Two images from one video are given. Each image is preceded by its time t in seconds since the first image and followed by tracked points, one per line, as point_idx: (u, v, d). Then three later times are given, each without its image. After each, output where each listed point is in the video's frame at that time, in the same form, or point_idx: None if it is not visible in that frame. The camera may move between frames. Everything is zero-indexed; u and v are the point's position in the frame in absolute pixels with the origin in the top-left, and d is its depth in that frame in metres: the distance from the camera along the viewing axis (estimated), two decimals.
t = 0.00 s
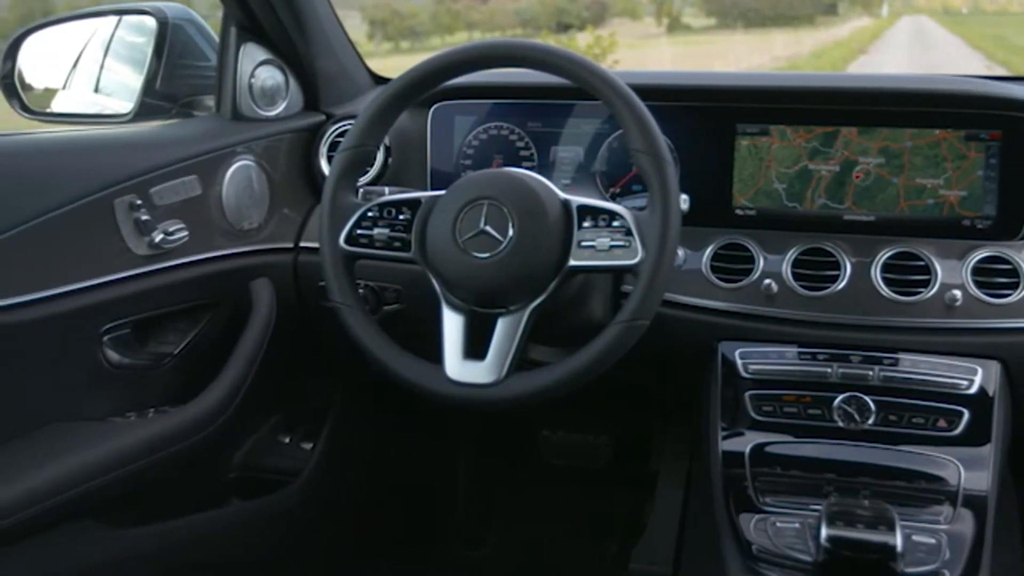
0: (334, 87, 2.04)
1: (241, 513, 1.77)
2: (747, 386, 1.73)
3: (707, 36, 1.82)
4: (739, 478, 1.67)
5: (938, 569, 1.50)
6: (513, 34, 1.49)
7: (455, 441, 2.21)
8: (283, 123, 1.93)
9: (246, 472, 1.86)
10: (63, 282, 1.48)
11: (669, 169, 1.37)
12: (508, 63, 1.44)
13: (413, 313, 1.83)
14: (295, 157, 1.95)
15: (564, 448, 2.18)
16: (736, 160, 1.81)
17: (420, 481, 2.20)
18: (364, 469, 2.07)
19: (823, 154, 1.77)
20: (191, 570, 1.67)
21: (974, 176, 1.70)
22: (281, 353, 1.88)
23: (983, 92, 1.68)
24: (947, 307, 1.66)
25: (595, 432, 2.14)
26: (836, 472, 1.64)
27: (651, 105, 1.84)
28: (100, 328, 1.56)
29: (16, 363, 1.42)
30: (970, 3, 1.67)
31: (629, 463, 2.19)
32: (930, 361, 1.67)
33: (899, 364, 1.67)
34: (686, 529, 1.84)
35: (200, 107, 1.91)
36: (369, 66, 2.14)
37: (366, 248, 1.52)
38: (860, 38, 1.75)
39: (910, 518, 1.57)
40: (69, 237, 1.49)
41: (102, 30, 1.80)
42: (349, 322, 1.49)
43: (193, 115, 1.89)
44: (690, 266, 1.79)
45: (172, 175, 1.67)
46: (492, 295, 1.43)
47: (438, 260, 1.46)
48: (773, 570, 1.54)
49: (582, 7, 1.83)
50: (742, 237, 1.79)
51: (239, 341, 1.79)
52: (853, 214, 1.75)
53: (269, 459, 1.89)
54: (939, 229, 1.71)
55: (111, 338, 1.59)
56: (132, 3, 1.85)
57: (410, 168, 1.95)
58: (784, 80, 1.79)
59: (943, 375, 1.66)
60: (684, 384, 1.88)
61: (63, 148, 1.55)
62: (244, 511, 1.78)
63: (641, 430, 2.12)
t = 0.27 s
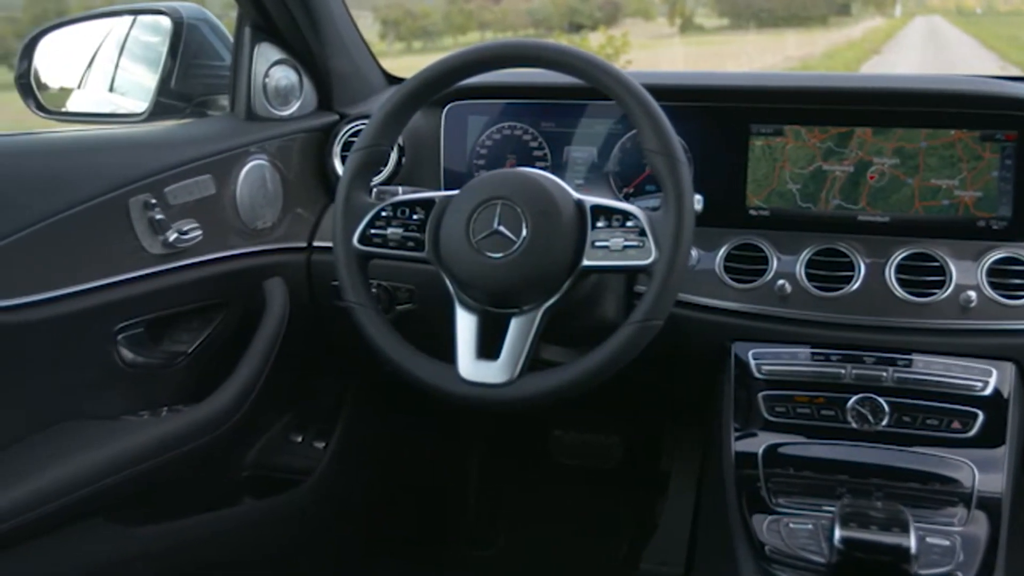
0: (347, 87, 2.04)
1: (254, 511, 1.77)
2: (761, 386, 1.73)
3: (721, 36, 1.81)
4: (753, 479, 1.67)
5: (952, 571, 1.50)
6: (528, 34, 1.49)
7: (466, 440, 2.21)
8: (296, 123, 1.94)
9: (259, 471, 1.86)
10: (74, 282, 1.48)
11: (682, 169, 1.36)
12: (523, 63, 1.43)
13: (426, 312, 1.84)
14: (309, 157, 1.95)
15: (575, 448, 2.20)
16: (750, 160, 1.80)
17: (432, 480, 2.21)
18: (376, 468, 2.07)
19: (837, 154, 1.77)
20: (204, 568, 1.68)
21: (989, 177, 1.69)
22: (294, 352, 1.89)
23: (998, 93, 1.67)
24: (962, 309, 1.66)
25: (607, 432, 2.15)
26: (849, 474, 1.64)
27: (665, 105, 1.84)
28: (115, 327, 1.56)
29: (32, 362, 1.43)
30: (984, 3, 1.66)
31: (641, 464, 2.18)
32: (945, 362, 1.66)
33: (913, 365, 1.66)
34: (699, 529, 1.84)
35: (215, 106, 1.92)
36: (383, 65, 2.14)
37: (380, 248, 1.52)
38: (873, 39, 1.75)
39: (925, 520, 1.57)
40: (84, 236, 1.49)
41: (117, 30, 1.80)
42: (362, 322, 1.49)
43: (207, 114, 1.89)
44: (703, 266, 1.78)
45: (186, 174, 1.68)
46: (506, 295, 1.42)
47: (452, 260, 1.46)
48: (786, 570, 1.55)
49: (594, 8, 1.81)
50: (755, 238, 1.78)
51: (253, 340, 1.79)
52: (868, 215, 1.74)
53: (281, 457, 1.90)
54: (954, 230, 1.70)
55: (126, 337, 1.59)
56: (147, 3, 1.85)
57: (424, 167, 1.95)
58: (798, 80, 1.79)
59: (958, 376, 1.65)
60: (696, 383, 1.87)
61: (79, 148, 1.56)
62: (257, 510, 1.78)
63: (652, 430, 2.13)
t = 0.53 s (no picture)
0: (348, 87, 2.04)
1: (254, 511, 1.78)
2: (761, 387, 1.73)
3: (722, 36, 1.82)
4: (753, 479, 1.67)
5: (953, 571, 1.50)
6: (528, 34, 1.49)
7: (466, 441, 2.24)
8: (297, 123, 1.94)
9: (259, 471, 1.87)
10: (76, 281, 1.48)
11: (683, 169, 1.36)
12: (524, 63, 1.43)
13: (427, 313, 1.84)
14: (310, 157, 1.95)
15: (576, 448, 2.19)
16: (751, 161, 1.80)
17: (434, 480, 2.21)
18: (377, 468, 2.07)
19: (838, 155, 1.77)
20: (204, 568, 1.68)
21: (990, 178, 1.69)
22: (295, 352, 1.89)
23: (998, 93, 1.67)
24: (962, 309, 1.66)
25: (607, 432, 2.14)
26: (849, 475, 1.64)
27: (666, 105, 1.84)
28: (115, 327, 1.56)
29: (32, 362, 1.43)
30: (984, 4, 1.69)
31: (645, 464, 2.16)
32: (945, 363, 1.66)
33: (914, 366, 1.66)
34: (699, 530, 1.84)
35: (216, 106, 1.92)
36: (384, 65, 2.15)
37: (381, 248, 1.52)
38: (874, 39, 1.74)
39: (925, 521, 1.57)
40: (85, 236, 1.50)
41: (117, 30, 1.80)
42: (363, 322, 1.49)
43: (208, 115, 1.90)
44: (704, 267, 1.78)
45: (187, 174, 1.68)
46: (506, 296, 1.42)
47: (453, 260, 1.46)
48: (786, 571, 1.55)
49: (596, 10, 1.85)
50: (756, 238, 1.78)
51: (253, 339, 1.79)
52: (868, 215, 1.74)
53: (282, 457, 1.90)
54: (954, 231, 1.70)
55: (126, 337, 1.59)
56: (148, 3, 1.85)
57: (425, 168, 1.95)
58: (798, 81, 1.79)
59: (958, 377, 1.65)
60: (695, 384, 1.88)
61: (79, 148, 1.56)
62: (257, 510, 1.78)
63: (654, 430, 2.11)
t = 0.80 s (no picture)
0: (348, 87, 2.04)
1: (254, 511, 1.78)
2: (761, 387, 1.73)
3: (722, 37, 1.82)
4: (753, 479, 1.67)
5: (953, 571, 1.50)
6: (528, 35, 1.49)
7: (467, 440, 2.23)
8: (296, 123, 1.94)
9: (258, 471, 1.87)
10: (77, 282, 1.49)
11: (683, 169, 1.36)
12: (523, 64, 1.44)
13: (428, 313, 1.84)
14: (310, 157, 1.96)
15: (576, 448, 2.19)
16: (751, 161, 1.80)
17: (434, 480, 2.21)
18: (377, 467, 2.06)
19: (838, 155, 1.77)
20: (204, 568, 1.68)
21: (990, 178, 1.69)
22: (295, 352, 1.89)
23: (999, 93, 1.67)
24: (962, 309, 1.66)
25: (607, 432, 2.14)
26: (849, 475, 1.64)
27: (666, 105, 1.84)
28: (115, 327, 1.56)
29: (32, 362, 1.43)
30: (984, 4, 1.69)
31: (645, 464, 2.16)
32: (945, 363, 1.66)
33: (914, 366, 1.66)
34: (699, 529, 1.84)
35: (216, 106, 1.92)
36: (384, 65, 2.15)
37: (381, 248, 1.52)
38: (875, 39, 1.75)
39: (926, 521, 1.57)
40: (85, 236, 1.50)
41: (117, 30, 1.80)
42: (363, 323, 1.49)
43: (208, 115, 1.90)
44: (703, 267, 1.78)
45: (187, 174, 1.68)
46: (507, 295, 1.42)
47: (453, 260, 1.46)
48: (787, 571, 1.55)
49: (596, 10, 1.85)
50: (756, 239, 1.78)
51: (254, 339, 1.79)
52: (868, 215, 1.74)
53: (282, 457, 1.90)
54: (954, 231, 1.70)
55: (126, 336, 1.59)
56: (148, 3, 1.85)
57: (424, 167, 1.95)
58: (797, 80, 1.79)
59: (958, 377, 1.65)
60: (695, 384, 1.88)
61: (79, 149, 1.56)
62: (257, 510, 1.78)
63: (654, 430, 2.12)
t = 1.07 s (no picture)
0: (348, 87, 2.04)
1: (254, 511, 1.78)
2: (761, 387, 1.73)
3: (722, 37, 1.82)
4: (753, 479, 1.67)
5: (953, 571, 1.50)
6: (528, 35, 1.49)
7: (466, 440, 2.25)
8: (296, 123, 1.94)
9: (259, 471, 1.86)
10: (78, 282, 1.49)
11: (683, 170, 1.36)
12: (523, 64, 1.44)
13: (428, 314, 1.84)
14: (310, 157, 1.96)
15: (576, 449, 2.20)
16: (751, 160, 1.80)
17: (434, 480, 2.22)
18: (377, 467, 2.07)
19: (838, 155, 1.77)
20: (204, 568, 1.68)
21: (990, 178, 1.69)
22: (295, 353, 1.89)
23: (999, 93, 1.67)
24: (962, 309, 1.66)
25: (607, 432, 2.15)
26: (850, 475, 1.64)
27: (666, 105, 1.84)
28: (115, 328, 1.56)
29: (32, 362, 1.43)
30: (985, 4, 1.68)
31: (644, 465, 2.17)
32: (945, 363, 1.66)
33: (914, 367, 1.66)
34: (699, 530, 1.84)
35: (216, 107, 1.92)
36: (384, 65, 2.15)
37: (381, 248, 1.52)
38: (875, 39, 1.75)
39: (925, 521, 1.57)
40: (85, 237, 1.50)
41: (117, 31, 1.80)
42: (363, 323, 1.49)
43: (208, 115, 1.90)
44: (703, 267, 1.78)
45: (187, 174, 1.68)
46: (507, 295, 1.42)
47: (453, 260, 1.46)
48: (786, 571, 1.55)
49: (595, 11, 1.85)
50: (756, 239, 1.78)
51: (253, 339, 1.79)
52: (868, 216, 1.74)
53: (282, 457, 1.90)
54: (954, 231, 1.70)
55: (126, 336, 1.59)
56: (148, 3, 1.85)
57: (424, 167, 1.96)
58: (797, 80, 1.79)
59: (958, 377, 1.65)
60: (694, 385, 1.88)
61: (79, 149, 1.56)
62: (257, 510, 1.78)
63: (653, 431, 2.12)
